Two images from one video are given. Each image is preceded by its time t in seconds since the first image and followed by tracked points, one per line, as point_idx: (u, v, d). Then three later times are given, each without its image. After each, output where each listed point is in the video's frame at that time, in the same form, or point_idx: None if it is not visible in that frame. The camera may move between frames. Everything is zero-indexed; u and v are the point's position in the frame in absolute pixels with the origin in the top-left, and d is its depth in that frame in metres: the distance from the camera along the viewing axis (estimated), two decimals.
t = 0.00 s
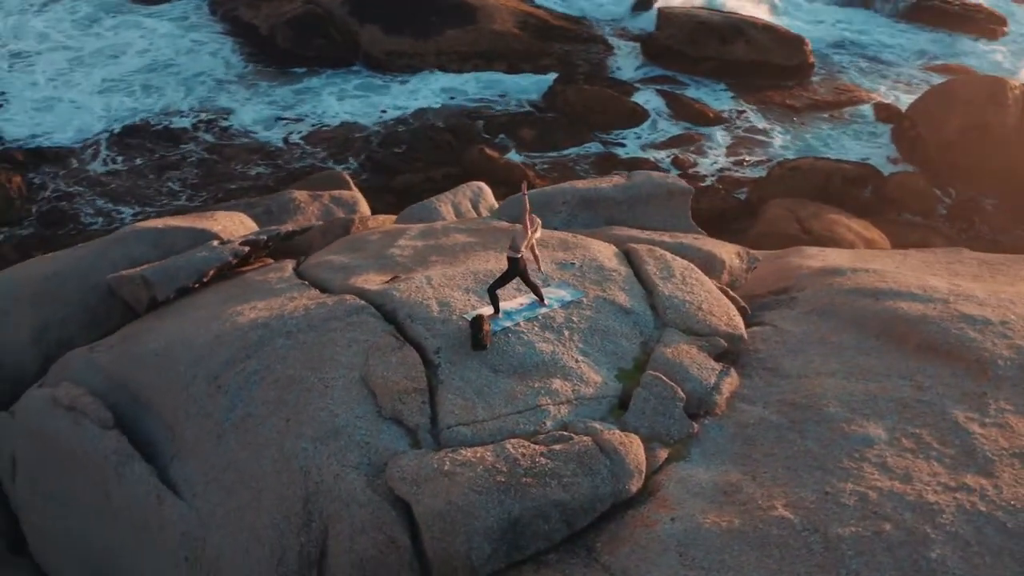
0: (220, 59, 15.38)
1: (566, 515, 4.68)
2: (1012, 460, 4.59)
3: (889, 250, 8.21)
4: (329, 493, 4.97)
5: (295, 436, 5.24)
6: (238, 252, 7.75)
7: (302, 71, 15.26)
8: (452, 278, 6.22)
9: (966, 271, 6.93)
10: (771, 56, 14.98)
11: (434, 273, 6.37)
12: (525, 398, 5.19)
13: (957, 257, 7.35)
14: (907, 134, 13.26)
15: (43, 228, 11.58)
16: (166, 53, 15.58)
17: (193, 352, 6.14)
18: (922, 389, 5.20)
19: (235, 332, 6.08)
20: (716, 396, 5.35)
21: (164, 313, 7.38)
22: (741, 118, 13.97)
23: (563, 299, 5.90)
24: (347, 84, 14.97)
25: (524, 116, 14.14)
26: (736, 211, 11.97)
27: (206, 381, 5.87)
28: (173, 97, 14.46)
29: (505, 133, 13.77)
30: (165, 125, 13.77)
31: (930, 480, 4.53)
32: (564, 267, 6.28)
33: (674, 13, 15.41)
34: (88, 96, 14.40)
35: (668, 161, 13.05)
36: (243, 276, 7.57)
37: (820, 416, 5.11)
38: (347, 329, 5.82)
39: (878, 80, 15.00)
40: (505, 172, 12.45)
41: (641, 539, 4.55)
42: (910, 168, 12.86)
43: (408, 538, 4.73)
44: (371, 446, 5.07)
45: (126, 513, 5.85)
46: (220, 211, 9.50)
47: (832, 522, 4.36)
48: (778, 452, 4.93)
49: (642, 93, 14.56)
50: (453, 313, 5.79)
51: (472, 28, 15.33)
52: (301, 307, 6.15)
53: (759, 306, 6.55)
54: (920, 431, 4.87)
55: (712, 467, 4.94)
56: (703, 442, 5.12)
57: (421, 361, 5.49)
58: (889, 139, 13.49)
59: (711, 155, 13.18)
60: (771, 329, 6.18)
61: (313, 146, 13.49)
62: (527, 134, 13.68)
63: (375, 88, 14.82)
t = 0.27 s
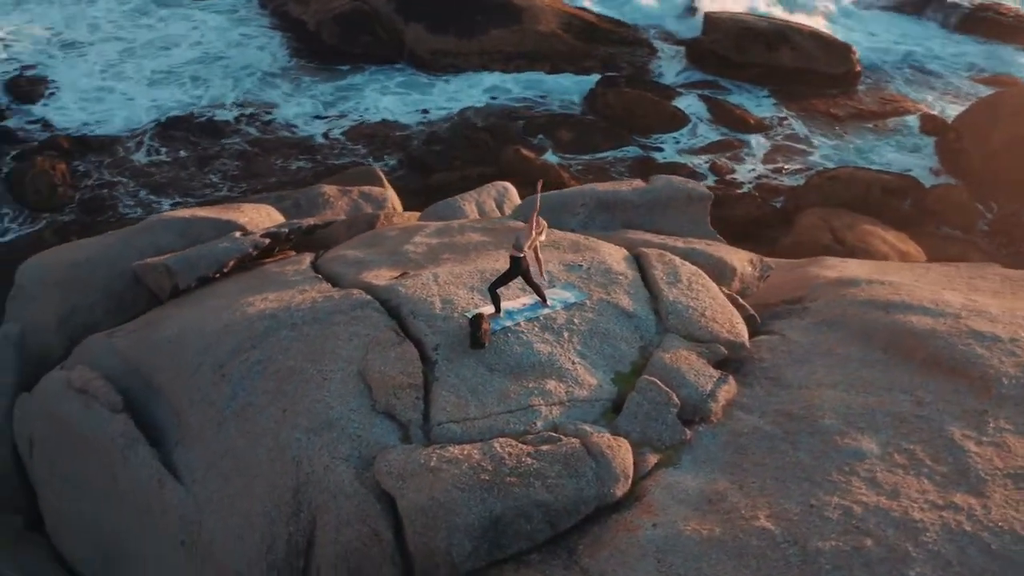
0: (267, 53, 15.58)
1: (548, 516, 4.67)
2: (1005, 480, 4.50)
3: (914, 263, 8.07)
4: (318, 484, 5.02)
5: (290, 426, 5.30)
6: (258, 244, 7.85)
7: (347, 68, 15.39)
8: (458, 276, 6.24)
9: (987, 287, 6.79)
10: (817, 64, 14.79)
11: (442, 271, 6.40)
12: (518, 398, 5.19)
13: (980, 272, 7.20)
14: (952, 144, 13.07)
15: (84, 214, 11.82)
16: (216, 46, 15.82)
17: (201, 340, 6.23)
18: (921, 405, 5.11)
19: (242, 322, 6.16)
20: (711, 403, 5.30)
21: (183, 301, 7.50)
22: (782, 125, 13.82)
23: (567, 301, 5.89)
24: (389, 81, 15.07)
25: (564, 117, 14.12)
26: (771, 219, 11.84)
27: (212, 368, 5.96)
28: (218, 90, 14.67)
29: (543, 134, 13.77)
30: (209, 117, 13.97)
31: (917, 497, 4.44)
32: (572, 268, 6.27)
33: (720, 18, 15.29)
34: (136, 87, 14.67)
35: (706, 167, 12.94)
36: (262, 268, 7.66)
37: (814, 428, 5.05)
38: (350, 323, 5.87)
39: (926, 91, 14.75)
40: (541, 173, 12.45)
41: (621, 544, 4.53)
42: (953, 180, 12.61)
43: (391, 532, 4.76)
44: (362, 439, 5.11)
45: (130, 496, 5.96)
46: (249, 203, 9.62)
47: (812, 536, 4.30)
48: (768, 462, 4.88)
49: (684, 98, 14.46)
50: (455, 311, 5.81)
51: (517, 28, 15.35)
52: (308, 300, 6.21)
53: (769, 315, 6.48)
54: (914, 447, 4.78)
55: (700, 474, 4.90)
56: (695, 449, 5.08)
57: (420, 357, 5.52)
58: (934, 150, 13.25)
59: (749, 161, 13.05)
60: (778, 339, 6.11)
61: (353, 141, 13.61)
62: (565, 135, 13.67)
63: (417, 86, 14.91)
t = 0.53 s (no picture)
0: (307, 50, 15.72)
1: (533, 517, 4.68)
2: (997, 497, 4.42)
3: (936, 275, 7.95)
4: (310, 476, 5.06)
5: (287, 418, 5.35)
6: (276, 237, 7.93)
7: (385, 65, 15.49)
8: (464, 275, 6.25)
9: (1004, 301, 6.67)
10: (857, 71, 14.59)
11: (449, 269, 6.42)
12: (512, 398, 5.19)
13: (999, 286, 7.08)
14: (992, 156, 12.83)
15: (119, 204, 12.03)
16: (257, 41, 16.00)
17: (211, 331, 6.31)
18: (920, 418, 5.03)
19: (251, 313, 6.23)
20: (707, 410, 5.26)
21: (201, 292, 7.60)
22: (819, 133, 13.67)
23: (570, 302, 5.88)
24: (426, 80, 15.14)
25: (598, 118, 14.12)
26: (801, 226, 11.75)
27: (218, 358, 6.03)
28: (257, 85, 14.84)
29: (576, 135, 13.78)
30: (246, 112, 14.14)
31: (905, 511, 4.38)
32: (579, 270, 6.26)
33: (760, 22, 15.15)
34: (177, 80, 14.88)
35: (739, 172, 12.83)
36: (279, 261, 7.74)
37: (809, 438, 4.99)
38: (354, 317, 5.91)
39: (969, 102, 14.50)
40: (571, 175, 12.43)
41: (604, 547, 4.52)
42: (991, 192, 12.39)
43: (379, 526, 4.80)
44: (356, 433, 5.15)
45: (134, 481, 6.06)
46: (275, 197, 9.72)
47: (793, 546, 4.26)
48: (759, 471, 4.83)
49: (720, 102, 14.34)
50: (458, 309, 5.83)
51: (555, 30, 15.34)
52: (317, 294, 6.27)
53: (779, 323, 6.42)
54: (908, 461, 4.72)
55: (691, 481, 4.87)
56: (688, 455, 5.06)
57: (419, 354, 5.54)
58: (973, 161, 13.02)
59: (783, 168, 12.93)
60: (785, 348, 6.06)
61: (386, 138, 13.69)
62: (598, 138, 13.63)
63: (453, 85, 14.96)
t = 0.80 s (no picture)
0: (352, 46, 15.85)
1: (516, 517, 4.68)
2: (986, 518, 4.33)
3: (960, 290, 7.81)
4: (302, 466, 5.12)
5: (284, 408, 5.41)
6: (298, 230, 8.02)
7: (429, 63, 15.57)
8: (471, 273, 6.27)
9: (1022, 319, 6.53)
10: (903, 80, 14.34)
11: (458, 267, 6.44)
12: (506, 397, 5.20)
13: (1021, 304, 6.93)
14: None
15: (158, 193, 12.25)
16: (304, 35, 16.17)
17: (222, 320, 6.40)
18: (918, 433, 4.95)
19: (261, 304, 6.31)
20: (702, 417, 5.22)
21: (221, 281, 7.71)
22: (862, 142, 13.47)
23: (574, 304, 5.88)
24: (469, 79, 15.19)
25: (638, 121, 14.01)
26: (838, 234, 11.51)
27: (225, 347, 6.12)
28: (301, 79, 15.00)
29: (615, 139, 13.66)
30: (289, 106, 14.30)
31: (890, 528, 4.31)
32: (586, 272, 6.25)
33: (807, 28, 14.96)
34: (223, 72, 15.10)
35: (777, 179, 12.68)
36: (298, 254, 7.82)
37: (801, 449, 4.93)
38: (359, 311, 5.95)
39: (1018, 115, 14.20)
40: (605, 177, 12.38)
41: (584, 549, 4.51)
42: None
43: (365, 519, 4.84)
44: (349, 426, 5.19)
45: (140, 465, 6.16)
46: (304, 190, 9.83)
47: (772, 558, 4.21)
48: (747, 480, 4.79)
49: (763, 109, 14.18)
50: (461, 307, 5.85)
51: (599, 32, 15.30)
52: (326, 287, 6.33)
53: (788, 332, 6.35)
54: (899, 476, 4.64)
55: (678, 487, 4.84)
56: (679, 461, 5.03)
57: (418, 350, 5.57)
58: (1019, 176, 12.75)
59: (822, 177, 12.76)
60: (790, 358, 6.00)
61: (425, 135, 13.75)
62: (636, 140, 13.57)
63: (495, 84, 14.98)
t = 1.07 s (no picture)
0: (391, 42, 15.96)
1: (502, 515, 4.69)
2: (974, 536, 4.26)
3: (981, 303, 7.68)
4: (297, 457, 5.17)
5: (283, 400, 5.46)
6: (316, 225, 8.08)
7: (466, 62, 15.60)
8: (478, 272, 6.29)
9: None
10: (944, 90, 14.09)
11: (466, 265, 6.46)
12: (501, 395, 5.21)
13: None
14: None
15: (192, 184, 12.43)
16: (345, 32, 16.29)
17: (233, 311, 6.48)
18: (915, 446, 4.88)
19: (270, 296, 6.38)
20: (697, 422, 5.19)
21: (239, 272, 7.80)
22: (899, 151, 13.28)
23: (577, 305, 5.87)
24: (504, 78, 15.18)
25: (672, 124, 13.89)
26: (867, 244, 11.41)
27: (233, 337, 6.19)
28: (339, 75, 15.10)
29: (648, 141, 13.54)
30: (325, 101, 14.42)
31: (874, 541, 4.26)
32: (593, 274, 6.24)
33: (848, 34, 14.74)
34: (263, 67, 15.26)
35: (810, 187, 12.54)
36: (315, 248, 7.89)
37: (794, 458, 4.89)
38: (364, 306, 5.99)
39: None
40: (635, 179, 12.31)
41: (567, 550, 4.51)
42: None
43: (354, 511, 4.87)
44: (345, 420, 5.23)
45: (147, 452, 6.25)
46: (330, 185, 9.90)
47: (751, 567, 4.18)
48: (736, 487, 4.75)
49: (800, 114, 13.98)
50: (464, 305, 5.86)
51: (638, 34, 15.23)
52: (335, 281, 6.38)
53: (796, 340, 6.30)
54: (890, 489, 4.58)
55: (667, 492, 4.82)
56: (670, 466, 5.00)
57: (418, 346, 5.60)
58: None
59: (857, 185, 12.59)
60: (796, 367, 5.94)
61: (457, 134, 13.77)
62: (669, 143, 13.49)
63: (531, 84, 14.96)
